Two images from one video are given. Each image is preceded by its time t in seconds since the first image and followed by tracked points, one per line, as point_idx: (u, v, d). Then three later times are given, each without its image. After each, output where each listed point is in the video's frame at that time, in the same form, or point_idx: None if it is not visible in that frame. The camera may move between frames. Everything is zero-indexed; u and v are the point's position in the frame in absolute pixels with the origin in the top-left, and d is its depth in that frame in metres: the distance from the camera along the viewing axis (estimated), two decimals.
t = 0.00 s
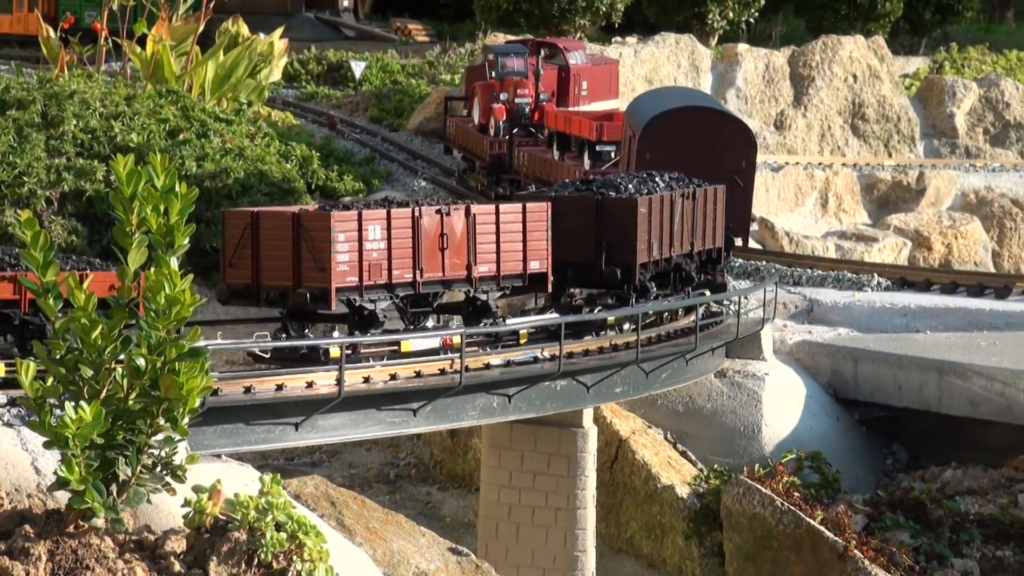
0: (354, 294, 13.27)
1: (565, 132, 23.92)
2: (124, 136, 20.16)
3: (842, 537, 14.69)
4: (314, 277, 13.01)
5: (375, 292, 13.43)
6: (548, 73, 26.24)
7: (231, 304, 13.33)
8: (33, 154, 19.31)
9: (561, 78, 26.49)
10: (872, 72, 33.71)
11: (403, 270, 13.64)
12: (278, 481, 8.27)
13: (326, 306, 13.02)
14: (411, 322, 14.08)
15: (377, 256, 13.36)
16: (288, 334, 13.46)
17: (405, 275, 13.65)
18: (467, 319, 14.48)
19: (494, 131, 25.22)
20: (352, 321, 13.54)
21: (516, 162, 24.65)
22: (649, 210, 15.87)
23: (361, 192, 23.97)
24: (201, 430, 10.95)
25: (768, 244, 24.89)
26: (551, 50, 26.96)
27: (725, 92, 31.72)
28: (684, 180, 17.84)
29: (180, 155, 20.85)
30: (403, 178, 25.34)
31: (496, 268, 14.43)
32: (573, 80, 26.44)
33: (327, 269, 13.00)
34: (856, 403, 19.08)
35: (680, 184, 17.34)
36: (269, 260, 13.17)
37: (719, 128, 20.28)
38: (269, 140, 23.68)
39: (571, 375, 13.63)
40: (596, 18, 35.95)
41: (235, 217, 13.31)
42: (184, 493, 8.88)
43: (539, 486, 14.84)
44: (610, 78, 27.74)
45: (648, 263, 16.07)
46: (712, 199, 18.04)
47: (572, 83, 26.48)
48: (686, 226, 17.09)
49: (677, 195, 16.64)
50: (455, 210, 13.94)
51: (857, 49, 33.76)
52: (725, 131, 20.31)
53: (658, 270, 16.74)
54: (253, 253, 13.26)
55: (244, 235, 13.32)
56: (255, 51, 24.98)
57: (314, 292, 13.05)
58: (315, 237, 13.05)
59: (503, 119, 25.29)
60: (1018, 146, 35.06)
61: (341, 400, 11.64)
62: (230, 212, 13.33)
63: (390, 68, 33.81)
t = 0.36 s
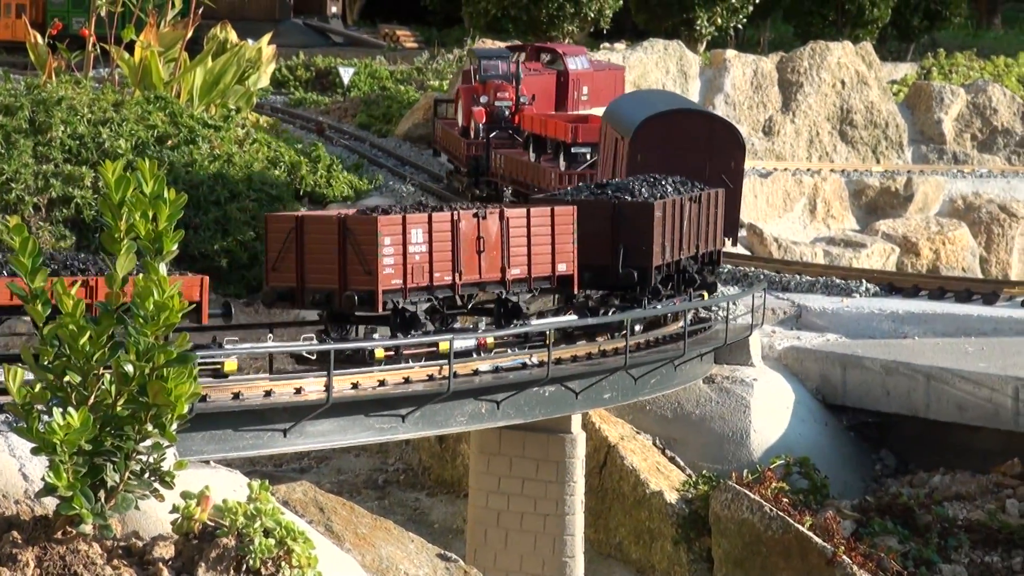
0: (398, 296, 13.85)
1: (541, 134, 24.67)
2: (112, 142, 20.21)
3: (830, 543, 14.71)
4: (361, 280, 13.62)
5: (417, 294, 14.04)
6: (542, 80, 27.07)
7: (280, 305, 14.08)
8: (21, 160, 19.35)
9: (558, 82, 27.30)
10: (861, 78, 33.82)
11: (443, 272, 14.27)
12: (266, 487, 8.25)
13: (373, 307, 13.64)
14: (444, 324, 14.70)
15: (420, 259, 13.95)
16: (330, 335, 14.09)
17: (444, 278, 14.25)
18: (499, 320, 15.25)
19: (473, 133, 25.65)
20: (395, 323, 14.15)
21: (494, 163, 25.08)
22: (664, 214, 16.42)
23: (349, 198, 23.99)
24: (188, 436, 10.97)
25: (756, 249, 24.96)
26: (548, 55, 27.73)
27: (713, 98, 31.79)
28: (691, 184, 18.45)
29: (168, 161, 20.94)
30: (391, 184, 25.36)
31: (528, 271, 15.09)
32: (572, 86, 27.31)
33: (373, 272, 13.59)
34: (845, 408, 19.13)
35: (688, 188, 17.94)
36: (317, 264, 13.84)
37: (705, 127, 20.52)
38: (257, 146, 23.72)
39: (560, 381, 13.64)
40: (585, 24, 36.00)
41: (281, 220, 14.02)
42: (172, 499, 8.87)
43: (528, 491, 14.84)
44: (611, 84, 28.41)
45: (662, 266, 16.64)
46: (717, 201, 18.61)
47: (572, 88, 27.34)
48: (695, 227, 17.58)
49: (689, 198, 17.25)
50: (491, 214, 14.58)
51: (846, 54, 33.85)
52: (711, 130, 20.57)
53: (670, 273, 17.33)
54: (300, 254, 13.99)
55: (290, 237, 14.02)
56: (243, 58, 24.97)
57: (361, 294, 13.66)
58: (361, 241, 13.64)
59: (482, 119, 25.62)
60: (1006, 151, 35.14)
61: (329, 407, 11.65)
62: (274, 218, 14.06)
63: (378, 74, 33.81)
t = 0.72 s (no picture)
0: (430, 291, 14.49)
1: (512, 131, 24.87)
2: (96, 141, 20.30)
3: (814, 542, 14.74)
4: (395, 276, 14.25)
5: (447, 290, 14.66)
6: (534, 78, 26.84)
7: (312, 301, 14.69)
8: (5, 159, 19.44)
9: (555, 81, 27.01)
10: (844, 77, 33.91)
11: (472, 268, 14.89)
12: (251, 486, 8.27)
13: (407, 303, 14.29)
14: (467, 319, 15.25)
15: (450, 256, 14.56)
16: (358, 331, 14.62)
17: (473, 274, 14.89)
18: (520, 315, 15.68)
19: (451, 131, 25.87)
20: (423, 317, 14.67)
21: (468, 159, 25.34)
22: (667, 210, 16.94)
23: (334, 196, 24.03)
24: (172, 435, 10.99)
25: (740, 248, 25.02)
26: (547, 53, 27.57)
27: (697, 97, 31.87)
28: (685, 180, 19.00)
29: (152, 160, 21.12)
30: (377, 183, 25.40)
31: (547, 267, 15.68)
32: (567, 85, 26.79)
33: (407, 267, 14.21)
34: (829, 407, 19.19)
35: (685, 184, 18.46)
36: (350, 260, 14.44)
37: (688, 126, 20.74)
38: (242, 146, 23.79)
39: (544, 380, 13.66)
40: (569, 23, 36.07)
41: (312, 217, 14.56)
42: (156, 499, 8.86)
43: (513, 490, 14.86)
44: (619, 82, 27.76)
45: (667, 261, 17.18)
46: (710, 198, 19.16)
47: (567, 87, 26.82)
48: (692, 222, 18.09)
49: (688, 193, 17.80)
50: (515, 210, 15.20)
51: (829, 54, 33.96)
52: (693, 128, 20.81)
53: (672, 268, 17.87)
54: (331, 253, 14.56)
55: (322, 233, 14.57)
56: (228, 56, 24.94)
57: (396, 290, 14.30)
58: (394, 239, 14.29)
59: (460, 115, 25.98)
60: (989, 150, 35.20)
61: (313, 406, 11.64)
62: (305, 215, 14.56)
63: (363, 73, 33.78)
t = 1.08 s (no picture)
0: (459, 286, 14.91)
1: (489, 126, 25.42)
2: (81, 140, 20.29)
3: (801, 541, 14.77)
4: (425, 271, 14.64)
5: (473, 285, 15.08)
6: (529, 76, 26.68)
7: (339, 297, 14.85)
8: None
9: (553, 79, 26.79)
10: (830, 77, 33.98)
11: (497, 264, 15.32)
12: (238, 486, 8.28)
13: (438, 298, 14.68)
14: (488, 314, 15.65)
15: (477, 251, 14.99)
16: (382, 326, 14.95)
17: (498, 269, 15.32)
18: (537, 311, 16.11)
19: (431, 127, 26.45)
20: (450, 312, 15.10)
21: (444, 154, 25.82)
22: (670, 206, 17.23)
23: (320, 196, 24.05)
24: (159, 434, 10.99)
25: (726, 247, 25.08)
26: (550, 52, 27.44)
27: (683, 96, 31.93)
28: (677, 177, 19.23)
29: (139, 160, 21.21)
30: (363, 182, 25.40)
31: (564, 263, 16.15)
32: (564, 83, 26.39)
33: (438, 263, 14.61)
34: (815, 406, 19.24)
35: (679, 181, 18.74)
36: (379, 256, 14.73)
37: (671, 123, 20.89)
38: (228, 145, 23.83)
39: (530, 379, 13.68)
40: (554, 23, 36.10)
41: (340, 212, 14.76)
42: (143, 498, 8.85)
43: (499, 489, 14.87)
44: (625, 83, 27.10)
45: (669, 257, 17.50)
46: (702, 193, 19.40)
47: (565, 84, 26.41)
48: (686, 218, 18.33)
49: (687, 191, 18.14)
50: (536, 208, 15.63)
51: (815, 52, 34.03)
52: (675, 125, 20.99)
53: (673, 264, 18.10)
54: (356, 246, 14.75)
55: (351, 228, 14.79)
56: (214, 55, 24.94)
57: (427, 285, 14.70)
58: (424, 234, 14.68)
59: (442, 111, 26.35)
60: (974, 149, 35.27)
61: (300, 405, 11.64)
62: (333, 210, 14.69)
63: (349, 72, 33.75)
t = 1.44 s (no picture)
0: (486, 281, 15.24)
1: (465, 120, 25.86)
2: (68, 139, 20.27)
3: (788, 539, 14.79)
4: (455, 266, 15.02)
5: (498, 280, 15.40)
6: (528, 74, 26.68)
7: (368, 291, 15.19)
8: None
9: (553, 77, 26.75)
10: (817, 75, 34.03)
11: (521, 259, 15.62)
12: (225, 484, 8.28)
13: (467, 292, 15.08)
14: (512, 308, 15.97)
15: (503, 246, 15.30)
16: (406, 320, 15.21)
17: (522, 264, 15.62)
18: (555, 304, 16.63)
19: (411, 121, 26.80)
20: (477, 306, 15.45)
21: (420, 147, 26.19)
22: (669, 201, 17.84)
23: (307, 195, 24.07)
24: (146, 432, 10.96)
25: (714, 245, 25.14)
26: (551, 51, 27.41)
27: (670, 95, 31.98)
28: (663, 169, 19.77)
29: (126, 158, 21.19)
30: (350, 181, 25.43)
31: (580, 258, 16.49)
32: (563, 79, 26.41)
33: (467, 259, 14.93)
34: (802, 403, 19.27)
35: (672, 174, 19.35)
36: (410, 251, 15.09)
37: (649, 118, 21.59)
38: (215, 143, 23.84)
39: (518, 377, 13.68)
40: (541, 21, 36.11)
41: (369, 209, 15.16)
42: (129, 497, 8.84)
43: (486, 488, 14.88)
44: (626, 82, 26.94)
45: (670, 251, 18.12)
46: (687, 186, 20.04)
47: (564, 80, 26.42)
48: (682, 214, 18.98)
49: (683, 186, 18.79)
50: (557, 203, 15.94)
51: (803, 51, 34.09)
52: (653, 120, 21.68)
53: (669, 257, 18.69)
54: (386, 242, 15.16)
55: (379, 224, 15.16)
56: (201, 54, 24.97)
57: (457, 279, 15.09)
58: (453, 229, 15.02)
59: (425, 107, 26.75)
60: (961, 147, 35.35)
61: (287, 403, 11.64)
62: (362, 206, 15.11)
63: (336, 70, 33.75)
